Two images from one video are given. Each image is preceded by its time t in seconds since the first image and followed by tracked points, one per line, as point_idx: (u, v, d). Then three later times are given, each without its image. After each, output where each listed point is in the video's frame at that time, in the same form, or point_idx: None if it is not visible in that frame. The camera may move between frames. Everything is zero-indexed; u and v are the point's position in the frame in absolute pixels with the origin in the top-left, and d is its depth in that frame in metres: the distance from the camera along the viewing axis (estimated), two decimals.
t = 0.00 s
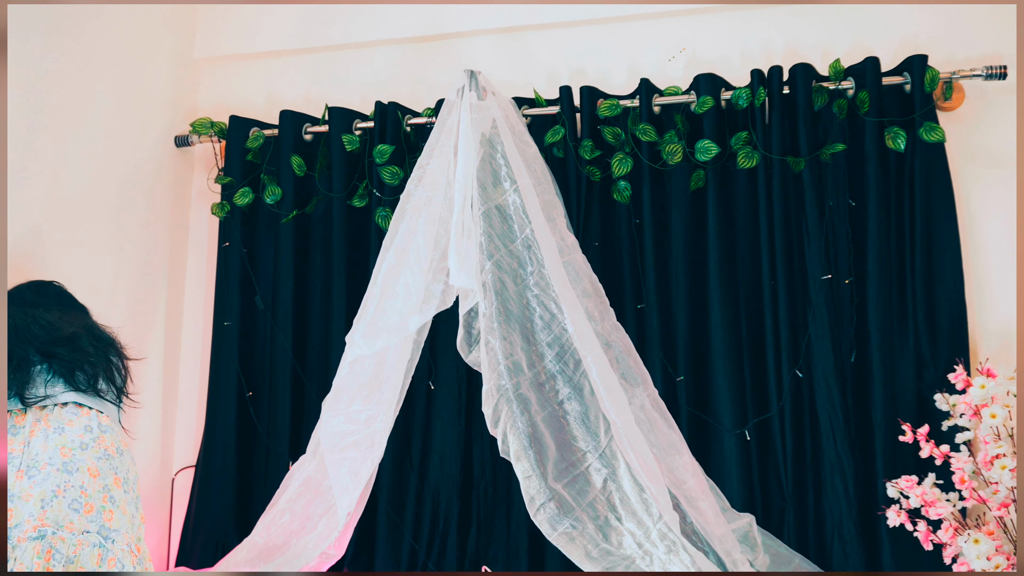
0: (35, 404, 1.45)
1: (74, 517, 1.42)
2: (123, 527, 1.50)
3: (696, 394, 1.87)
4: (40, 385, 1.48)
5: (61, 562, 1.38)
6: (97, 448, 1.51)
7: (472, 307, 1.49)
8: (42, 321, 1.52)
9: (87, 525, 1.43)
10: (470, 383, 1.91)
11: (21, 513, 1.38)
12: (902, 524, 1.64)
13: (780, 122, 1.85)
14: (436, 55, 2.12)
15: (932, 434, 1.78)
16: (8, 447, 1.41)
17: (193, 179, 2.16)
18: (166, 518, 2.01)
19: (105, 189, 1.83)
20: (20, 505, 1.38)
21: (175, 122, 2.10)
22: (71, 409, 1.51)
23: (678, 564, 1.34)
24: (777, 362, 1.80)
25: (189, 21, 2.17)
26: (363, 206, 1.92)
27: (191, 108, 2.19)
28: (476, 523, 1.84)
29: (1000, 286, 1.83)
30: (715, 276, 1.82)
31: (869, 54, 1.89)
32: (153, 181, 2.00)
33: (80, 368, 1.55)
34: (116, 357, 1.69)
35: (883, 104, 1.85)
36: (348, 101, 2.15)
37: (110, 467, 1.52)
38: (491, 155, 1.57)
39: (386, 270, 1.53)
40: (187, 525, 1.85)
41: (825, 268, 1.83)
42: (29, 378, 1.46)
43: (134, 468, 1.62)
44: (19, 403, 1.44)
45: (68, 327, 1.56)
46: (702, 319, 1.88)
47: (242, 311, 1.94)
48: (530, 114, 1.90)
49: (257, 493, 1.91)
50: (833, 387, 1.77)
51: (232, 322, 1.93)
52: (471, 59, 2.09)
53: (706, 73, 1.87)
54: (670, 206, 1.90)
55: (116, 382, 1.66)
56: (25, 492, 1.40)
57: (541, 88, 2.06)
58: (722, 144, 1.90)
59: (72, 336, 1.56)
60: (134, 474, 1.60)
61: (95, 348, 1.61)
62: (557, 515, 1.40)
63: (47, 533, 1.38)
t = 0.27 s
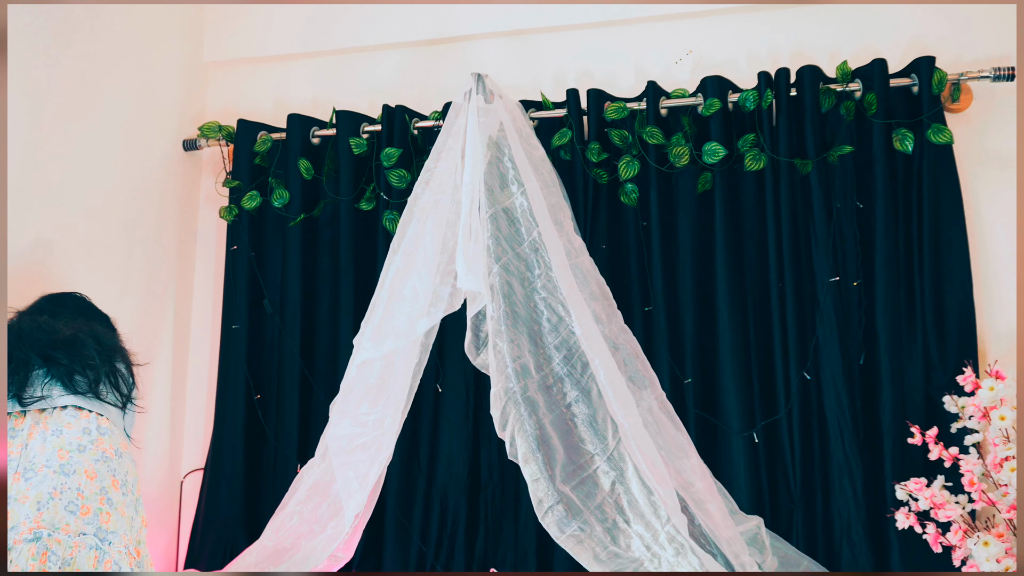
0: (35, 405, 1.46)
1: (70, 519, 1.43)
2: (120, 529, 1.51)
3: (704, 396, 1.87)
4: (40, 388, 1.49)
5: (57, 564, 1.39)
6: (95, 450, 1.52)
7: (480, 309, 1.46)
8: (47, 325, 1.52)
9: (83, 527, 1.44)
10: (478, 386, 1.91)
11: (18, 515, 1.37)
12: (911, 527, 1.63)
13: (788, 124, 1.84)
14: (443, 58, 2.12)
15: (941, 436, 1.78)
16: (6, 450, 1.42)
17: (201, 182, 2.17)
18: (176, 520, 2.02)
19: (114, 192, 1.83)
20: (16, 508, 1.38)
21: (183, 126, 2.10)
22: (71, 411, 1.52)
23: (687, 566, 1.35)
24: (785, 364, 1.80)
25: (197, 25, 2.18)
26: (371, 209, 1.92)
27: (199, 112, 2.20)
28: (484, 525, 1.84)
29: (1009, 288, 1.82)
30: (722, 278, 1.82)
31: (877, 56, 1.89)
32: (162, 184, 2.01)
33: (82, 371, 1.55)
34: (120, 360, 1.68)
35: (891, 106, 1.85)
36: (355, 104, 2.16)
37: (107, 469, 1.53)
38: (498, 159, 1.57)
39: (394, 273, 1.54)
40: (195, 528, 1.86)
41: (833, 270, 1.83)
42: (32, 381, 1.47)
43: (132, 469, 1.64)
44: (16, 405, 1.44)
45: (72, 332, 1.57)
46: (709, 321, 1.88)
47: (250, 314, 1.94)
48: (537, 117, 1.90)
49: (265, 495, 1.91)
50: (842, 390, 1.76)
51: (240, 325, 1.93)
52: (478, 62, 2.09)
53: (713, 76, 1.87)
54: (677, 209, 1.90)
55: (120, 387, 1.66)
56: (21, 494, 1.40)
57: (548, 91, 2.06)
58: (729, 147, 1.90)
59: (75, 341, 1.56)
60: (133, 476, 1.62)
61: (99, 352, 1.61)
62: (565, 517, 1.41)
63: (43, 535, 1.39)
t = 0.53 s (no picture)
0: (59, 389, 1.44)
1: (92, 502, 1.41)
2: (143, 513, 1.50)
3: (728, 384, 1.87)
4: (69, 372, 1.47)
5: (79, 547, 1.37)
6: (118, 434, 1.50)
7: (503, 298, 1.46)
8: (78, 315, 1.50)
9: (105, 509, 1.43)
10: (501, 373, 1.91)
11: (41, 498, 1.37)
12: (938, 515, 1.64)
13: (812, 112, 1.84)
14: (464, 48, 2.12)
15: (968, 425, 1.76)
16: (29, 434, 1.40)
17: (225, 171, 2.17)
18: (202, 506, 2.03)
19: (138, 181, 1.84)
20: (39, 491, 1.37)
21: (206, 116, 2.11)
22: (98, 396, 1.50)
23: (712, 552, 1.35)
24: (810, 352, 1.79)
25: (220, 16, 2.19)
26: (393, 197, 1.92)
27: (222, 102, 2.21)
28: (509, 511, 1.84)
29: None
30: (746, 266, 1.81)
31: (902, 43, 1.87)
32: (185, 173, 2.02)
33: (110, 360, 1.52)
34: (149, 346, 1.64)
35: (916, 94, 1.84)
36: (377, 93, 2.17)
37: (130, 454, 1.52)
38: (520, 146, 1.57)
39: (417, 260, 1.54)
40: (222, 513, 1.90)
41: (858, 258, 1.81)
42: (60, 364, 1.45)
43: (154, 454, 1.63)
44: (41, 389, 1.43)
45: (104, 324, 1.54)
46: (733, 309, 1.87)
47: (274, 302, 1.94)
48: (559, 105, 1.90)
49: (290, 482, 1.93)
50: (867, 378, 1.74)
51: (264, 313, 1.93)
52: (500, 51, 2.09)
53: (736, 64, 1.86)
54: (700, 197, 1.89)
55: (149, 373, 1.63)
56: (44, 478, 1.39)
57: (570, 79, 2.06)
58: (753, 135, 1.89)
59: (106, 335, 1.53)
60: (156, 460, 1.61)
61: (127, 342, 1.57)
62: (589, 503, 1.41)
63: (65, 519, 1.37)
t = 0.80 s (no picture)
0: (95, 353, 1.35)
1: (125, 466, 1.31)
2: (178, 478, 1.37)
3: (762, 348, 1.86)
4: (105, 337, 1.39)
5: (112, 511, 1.28)
6: (152, 398, 1.37)
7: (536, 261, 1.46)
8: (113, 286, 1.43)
9: (139, 474, 1.32)
10: (534, 338, 1.91)
11: (76, 462, 1.28)
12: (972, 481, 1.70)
13: (851, 72, 1.80)
14: (497, 8, 2.10)
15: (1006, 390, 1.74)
16: (65, 398, 1.32)
17: (258, 136, 2.18)
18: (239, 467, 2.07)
19: (175, 145, 1.86)
20: (75, 455, 1.28)
21: (239, 80, 2.12)
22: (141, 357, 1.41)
23: (743, 517, 1.38)
24: (846, 316, 1.78)
25: None
26: (426, 160, 1.92)
27: (255, 66, 2.21)
28: (541, 475, 1.86)
29: None
30: (782, 229, 1.80)
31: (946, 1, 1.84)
32: (219, 137, 2.03)
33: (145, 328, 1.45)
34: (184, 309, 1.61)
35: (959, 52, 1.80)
36: (410, 56, 2.16)
37: (165, 417, 1.39)
38: (554, 107, 1.55)
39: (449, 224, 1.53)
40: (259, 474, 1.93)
41: (896, 221, 1.79)
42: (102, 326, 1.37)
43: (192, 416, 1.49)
44: (77, 352, 1.34)
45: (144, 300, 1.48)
46: (767, 273, 1.86)
47: (308, 266, 1.96)
48: (593, 66, 1.89)
49: (325, 446, 1.95)
50: (904, 343, 1.74)
51: (298, 277, 1.95)
52: (533, 12, 2.07)
53: (775, 22, 1.83)
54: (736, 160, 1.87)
55: (186, 333, 1.57)
56: (79, 442, 1.30)
57: (604, 41, 2.03)
58: (791, 96, 1.86)
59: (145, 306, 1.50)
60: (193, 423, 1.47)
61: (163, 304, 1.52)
62: (622, 468, 1.42)
63: (98, 483, 1.27)
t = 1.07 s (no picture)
0: (83, 369, 1.29)
1: (118, 487, 1.25)
2: (173, 493, 1.30)
3: (771, 350, 1.85)
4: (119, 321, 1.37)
5: (106, 534, 1.23)
6: (142, 412, 1.29)
7: (543, 263, 1.46)
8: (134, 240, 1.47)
9: (131, 493, 1.26)
10: (542, 339, 1.91)
11: (70, 485, 1.23)
12: (981, 482, 1.69)
13: (860, 73, 1.80)
14: (505, 10, 2.10)
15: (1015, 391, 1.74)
16: (59, 417, 1.26)
17: (267, 137, 2.17)
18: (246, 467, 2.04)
19: (186, 138, 1.82)
20: (68, 478, 1.23)
21: (247, 82, 2.12)
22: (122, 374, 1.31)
23: (751, 519, 1.37)
24: (854, 318, 1.78)
25: None
26: (434, 162, 1.93)
27: (262, 68, 2.21)
28: (549, 477, 1.86)
29: None
30: (791, 230, 1.80)
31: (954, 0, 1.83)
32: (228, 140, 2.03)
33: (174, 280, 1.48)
34: (180, 286, 1.50)
35: (969, 52, 1.79)
36: (417, 57, 2.16)
37: (156, 431, 1.30)
38: (562, 108, 1.55)
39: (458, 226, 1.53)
40: (266, 474, 1.93)
41: (905, 221, 1.80)
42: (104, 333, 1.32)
43: (193, 423, 1.39)
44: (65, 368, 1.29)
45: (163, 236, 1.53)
46: (776, 275, 1.86)
47: (317, 268, 1.97)
48: (601, 67, 1.88)
49: (333, 446, 1.96)
50: (913, 344, 1.74)
51: (306, 279, 1.96)
52: (541, 12, 2.07)
53: (784, 23, 1.82)
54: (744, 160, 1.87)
55: (182, 319, 1.46)
56: (72, 464, 1.24)
57: (613, 41, 2.03)
58: (799, 96, 1.85)
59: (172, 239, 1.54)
60: (190, 431, 1.36)
61: (152, 282, 1.43)
62: (629, 470, 1.43)
63: (90, 508, 1.23)
